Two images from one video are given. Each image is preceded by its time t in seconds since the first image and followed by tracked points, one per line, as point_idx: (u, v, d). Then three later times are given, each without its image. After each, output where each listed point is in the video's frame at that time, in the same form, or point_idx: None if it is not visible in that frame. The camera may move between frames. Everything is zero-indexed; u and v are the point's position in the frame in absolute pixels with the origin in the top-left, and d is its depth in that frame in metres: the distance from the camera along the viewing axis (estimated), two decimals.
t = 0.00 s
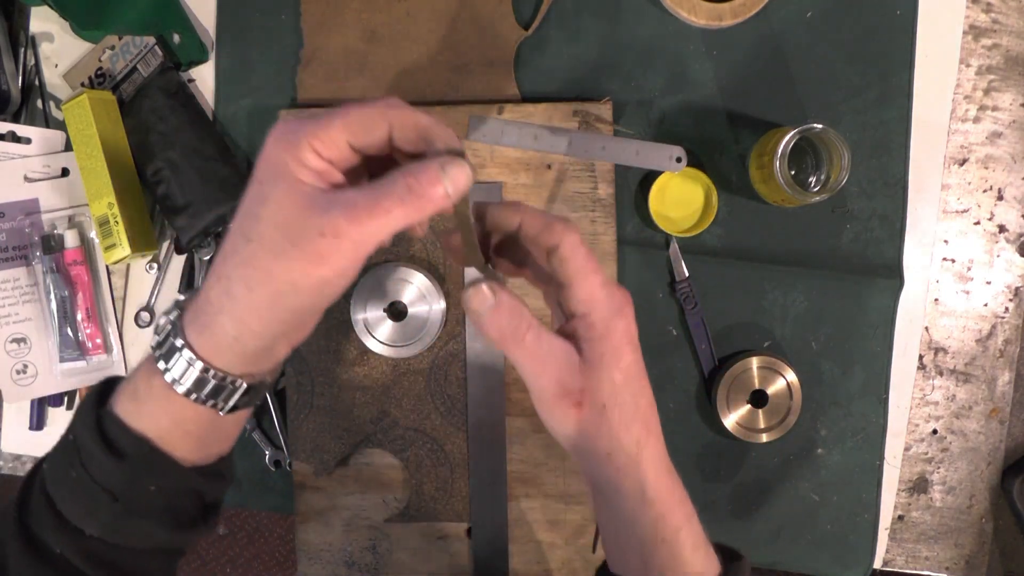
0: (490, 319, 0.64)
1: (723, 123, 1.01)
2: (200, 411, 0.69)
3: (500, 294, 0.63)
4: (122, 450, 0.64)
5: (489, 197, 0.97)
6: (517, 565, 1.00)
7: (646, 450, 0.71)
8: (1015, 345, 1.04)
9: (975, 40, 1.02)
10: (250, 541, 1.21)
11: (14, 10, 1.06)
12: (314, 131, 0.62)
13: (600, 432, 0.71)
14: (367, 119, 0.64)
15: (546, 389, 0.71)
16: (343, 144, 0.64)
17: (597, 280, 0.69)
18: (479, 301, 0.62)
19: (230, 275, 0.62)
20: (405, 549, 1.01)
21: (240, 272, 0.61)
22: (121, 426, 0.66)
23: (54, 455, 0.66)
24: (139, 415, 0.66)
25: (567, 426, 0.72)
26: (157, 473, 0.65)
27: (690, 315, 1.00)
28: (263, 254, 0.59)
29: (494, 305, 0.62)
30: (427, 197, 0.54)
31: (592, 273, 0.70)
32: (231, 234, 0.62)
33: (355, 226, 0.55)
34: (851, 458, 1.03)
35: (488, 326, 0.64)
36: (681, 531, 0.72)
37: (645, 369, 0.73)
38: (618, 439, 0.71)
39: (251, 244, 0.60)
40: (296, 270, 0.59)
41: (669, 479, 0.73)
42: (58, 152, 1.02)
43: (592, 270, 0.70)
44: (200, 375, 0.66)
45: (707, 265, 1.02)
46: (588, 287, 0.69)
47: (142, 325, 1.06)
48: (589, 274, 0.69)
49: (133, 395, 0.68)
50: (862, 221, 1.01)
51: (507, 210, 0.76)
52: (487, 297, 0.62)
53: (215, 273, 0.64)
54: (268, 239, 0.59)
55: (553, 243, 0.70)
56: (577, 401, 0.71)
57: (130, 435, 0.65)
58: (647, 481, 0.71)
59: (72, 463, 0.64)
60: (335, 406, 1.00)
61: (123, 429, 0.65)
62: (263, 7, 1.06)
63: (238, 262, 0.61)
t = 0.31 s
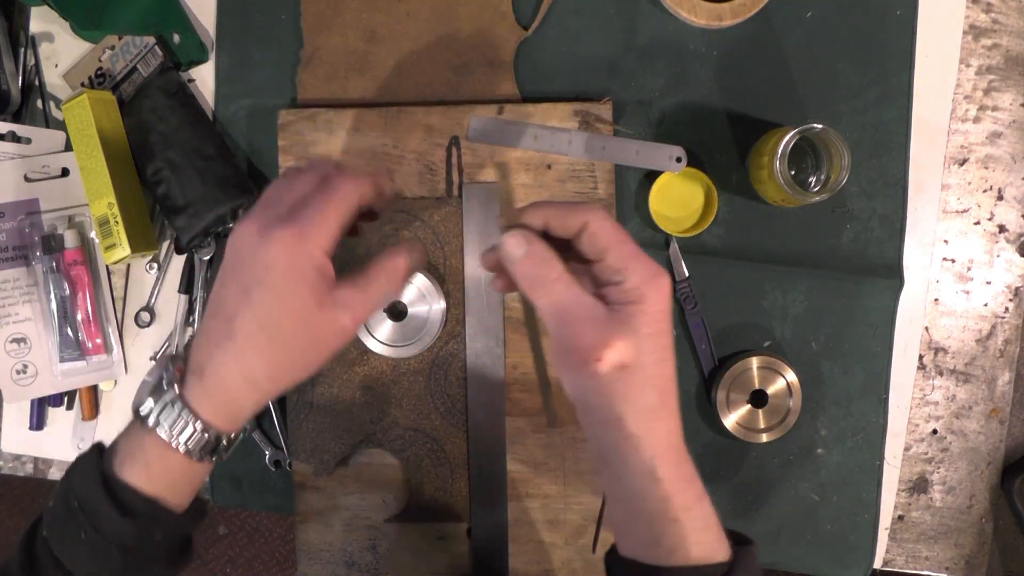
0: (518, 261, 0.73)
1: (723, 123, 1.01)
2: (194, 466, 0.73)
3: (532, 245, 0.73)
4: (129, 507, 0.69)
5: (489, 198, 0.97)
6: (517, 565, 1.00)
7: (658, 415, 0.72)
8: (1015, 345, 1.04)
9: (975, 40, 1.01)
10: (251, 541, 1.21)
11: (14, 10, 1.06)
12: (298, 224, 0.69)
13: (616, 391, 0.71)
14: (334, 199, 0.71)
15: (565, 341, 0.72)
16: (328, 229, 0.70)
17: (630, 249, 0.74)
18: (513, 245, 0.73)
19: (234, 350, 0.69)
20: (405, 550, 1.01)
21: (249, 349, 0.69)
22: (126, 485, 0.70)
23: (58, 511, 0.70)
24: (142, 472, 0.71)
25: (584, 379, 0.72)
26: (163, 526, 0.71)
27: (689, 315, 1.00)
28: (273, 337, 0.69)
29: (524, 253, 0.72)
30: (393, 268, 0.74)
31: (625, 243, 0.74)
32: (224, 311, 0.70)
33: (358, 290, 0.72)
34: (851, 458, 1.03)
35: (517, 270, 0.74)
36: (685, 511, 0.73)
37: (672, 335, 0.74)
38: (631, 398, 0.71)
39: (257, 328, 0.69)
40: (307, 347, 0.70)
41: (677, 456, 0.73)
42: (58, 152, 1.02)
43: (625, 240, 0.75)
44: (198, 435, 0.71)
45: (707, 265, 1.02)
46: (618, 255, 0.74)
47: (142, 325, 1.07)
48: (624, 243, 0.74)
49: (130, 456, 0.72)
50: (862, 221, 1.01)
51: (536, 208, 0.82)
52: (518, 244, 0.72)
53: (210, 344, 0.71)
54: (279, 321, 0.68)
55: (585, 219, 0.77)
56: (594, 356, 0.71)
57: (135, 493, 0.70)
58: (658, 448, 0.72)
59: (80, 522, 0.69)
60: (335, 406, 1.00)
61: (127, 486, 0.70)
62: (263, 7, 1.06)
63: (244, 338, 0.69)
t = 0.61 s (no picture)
0: (569, 267, 0.72)
1: (723, 123, 1.01)
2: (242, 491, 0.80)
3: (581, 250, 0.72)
4: (198, 523, 0.74)
5: (489, 198, 0.98)
6: (518, 565, 1.00)
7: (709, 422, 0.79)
8: (1015, 345, 1.04)
9: (975, 40, 1.02)
10: (251, 541, 1.21)
11: (14, 10, 1.06)
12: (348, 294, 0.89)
13: (662, 396, 0.77)
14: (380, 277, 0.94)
15: (633, 348, 0.77)
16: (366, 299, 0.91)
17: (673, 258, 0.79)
18: (564, 252, 0.72)
19: (290, 399, 0.82)
20: (405, 550, 1.01)
21: (304, 400, 0.83)
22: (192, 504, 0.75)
23: (111, 523, 0.70)
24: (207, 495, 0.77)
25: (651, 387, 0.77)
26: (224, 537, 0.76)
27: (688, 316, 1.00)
28: (325, 389, 0.84)
29: (573, 262, 0.72)
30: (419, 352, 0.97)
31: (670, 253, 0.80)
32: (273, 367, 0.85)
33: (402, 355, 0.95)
34: (851, 458, 1.03)
35: (565, 276, 0.73)
36: (730, 517, 0.79)
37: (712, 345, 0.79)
38: (690, 404, 0.78)
39: (310, 381, 0.84)
40: (345, 400, 0.86)
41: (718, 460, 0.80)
42: (58, 152, 1.02)
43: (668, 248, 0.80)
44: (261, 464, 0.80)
45: (706, 264, 1.02)
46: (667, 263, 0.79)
47: (142, 325, 1.07)
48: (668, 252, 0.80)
49: (192, 482, 0.77)
50: (862, 221, 1.01)
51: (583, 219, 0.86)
52: (569, 252, 0.72)
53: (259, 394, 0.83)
54: (327, 378, 0.84)
55: (632, 229, 0.82)
56: (655, 362, 0.76)
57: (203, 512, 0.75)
58: (706, 454, 0.79)
59: (141, 533, 0.69)
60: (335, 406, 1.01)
61: (195, 506, 0.75)
62: (263, 7, 1.06)
63: (298, 390, 0.83)
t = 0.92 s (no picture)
0: (631, 222, 0.57)
1: (723, 123, 1.01)
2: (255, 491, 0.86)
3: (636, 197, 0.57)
4: (212, 525, 0.79)
5: (489, 198, 0.98)
6: (518, 565, 1.00)
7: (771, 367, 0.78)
8: (1015, 345, 1.04)
9: (975, 40, 1.02)
10: (250, 541, 1.21)
11: (14, 10, 1.06)
12: (355, 301, 0.94)
13: (741, 342, 0.72)
14: (385, 281, 0.96)
15: (711, 305, 0.67)
16: (372, 305, 0.95)
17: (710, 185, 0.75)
18: (626, 202, 0.56)
19: (301, 402, 0.91)
20: (406, 550, 1.01)
21: (314, 404, 0.91)
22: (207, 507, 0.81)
23: (128, 525, 0.76)
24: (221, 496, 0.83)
25: (714, 343, 0.71)
26: (234, 538, 0.82)
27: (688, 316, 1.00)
28: (333, 395, 0.92)
29: (638, 214, 0.57)
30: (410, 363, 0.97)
31: (702, 181, 0.75)
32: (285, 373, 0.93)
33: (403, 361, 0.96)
34: (851, 458, 1.03)
35: (629, 235, 0.58)
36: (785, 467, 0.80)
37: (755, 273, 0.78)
38: (763, 350, 0.74)
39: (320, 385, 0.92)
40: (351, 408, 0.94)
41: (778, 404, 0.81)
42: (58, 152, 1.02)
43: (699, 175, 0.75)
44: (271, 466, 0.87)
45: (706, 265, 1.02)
46: (704, 188, 0.75)
47: (142, 325, 1.07)
48: (700, 178, 0.75)
49: (205, 486, 0.83)
50: (862, 221, 1.01)
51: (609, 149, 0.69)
52: (629, 203, 0.56)
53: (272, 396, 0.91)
54: (336, 383, 0.92)
55: (660, 153, 0.72)
56: (739, 309, 0.70)
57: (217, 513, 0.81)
58: (770, 401, 0.78)
59: (156, 535, 0.75)
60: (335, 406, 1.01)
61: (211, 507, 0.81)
62: (263, 7, 1.06)
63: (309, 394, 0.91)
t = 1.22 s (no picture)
0: (540, 223, 0.55)
1: (723, 123, 1.01)
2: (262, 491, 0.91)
3: (544, 194, 0.55)
4: (219, 527, 0.83)
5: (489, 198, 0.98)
6: (517, 565, 1.00)
7: (724, 353, 0.80)
8: (1015, 345, 1.04)
9: (975, 40, 1.01)
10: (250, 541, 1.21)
11: (14, 10, 1.06)
12: (361, 306, 0.97)
13: (687, 332, 0.75)
14: (393, 283, 0.95)
15: (649, 295, 0.69)
16: (377, 309, 0.97)
17: (632, 168, 0.75)
18: (532, 203, 0.54)
19: (307, 405, 0.96)
20: (406, 549, 1.01)
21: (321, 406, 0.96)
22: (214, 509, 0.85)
23: (138, 528, 0.81)
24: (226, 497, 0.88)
25: (655, 340, 0.74)
26: (242, 538, 0.85)
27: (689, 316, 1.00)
28: (336, 400, 0.96)
29: (547, 211, 0.55)
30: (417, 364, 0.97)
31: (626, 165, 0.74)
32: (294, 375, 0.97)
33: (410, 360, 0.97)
34: (851, 458, 1.03)
35: (542, 236, 0.56)
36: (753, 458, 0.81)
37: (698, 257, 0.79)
38: (710, 341, 0.78)
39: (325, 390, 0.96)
40: (355, 411, 0.97)
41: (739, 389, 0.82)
42: (58, 152, 1.02)
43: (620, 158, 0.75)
44: (280, 469, 0.91)
45: (706, 264, 1.02)
46: (628, 175, 0.74)
47: (142, 325, 1.07)
48: (622, 161, 0.74)
49: (215, 489, 0.88)
50: (862, 221, 1.01)
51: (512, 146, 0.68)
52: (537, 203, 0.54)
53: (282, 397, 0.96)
54: (341, 388, 0.96)
55: (572, 140, 0.71)
56: (679, 301, 0.73)
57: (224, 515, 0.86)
58: (730, 389, 0.80)
59: (163, 536, 0.80)
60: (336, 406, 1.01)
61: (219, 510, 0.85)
62: (263, 7, 1.06)
63: (315, 398, 0.96)
